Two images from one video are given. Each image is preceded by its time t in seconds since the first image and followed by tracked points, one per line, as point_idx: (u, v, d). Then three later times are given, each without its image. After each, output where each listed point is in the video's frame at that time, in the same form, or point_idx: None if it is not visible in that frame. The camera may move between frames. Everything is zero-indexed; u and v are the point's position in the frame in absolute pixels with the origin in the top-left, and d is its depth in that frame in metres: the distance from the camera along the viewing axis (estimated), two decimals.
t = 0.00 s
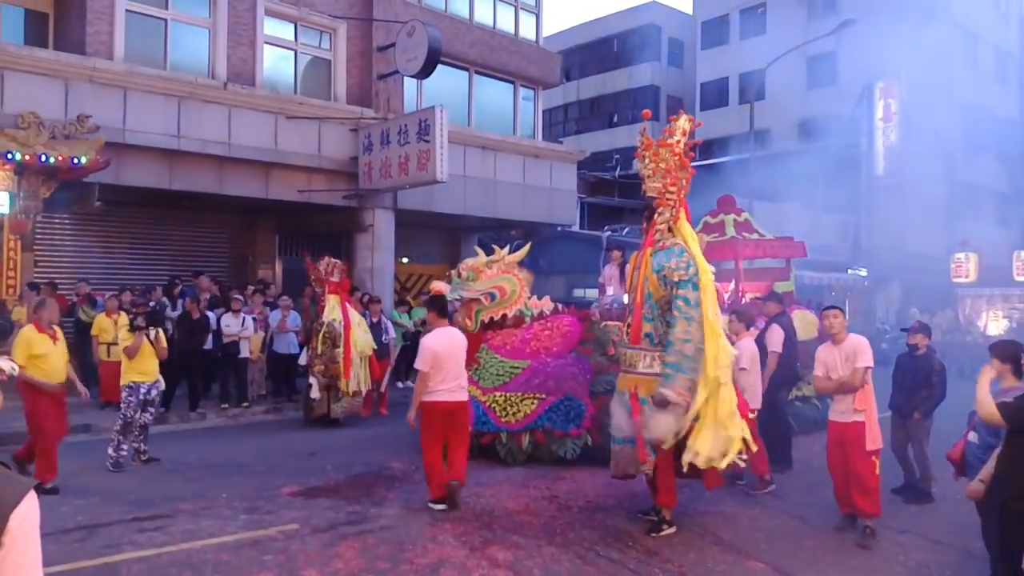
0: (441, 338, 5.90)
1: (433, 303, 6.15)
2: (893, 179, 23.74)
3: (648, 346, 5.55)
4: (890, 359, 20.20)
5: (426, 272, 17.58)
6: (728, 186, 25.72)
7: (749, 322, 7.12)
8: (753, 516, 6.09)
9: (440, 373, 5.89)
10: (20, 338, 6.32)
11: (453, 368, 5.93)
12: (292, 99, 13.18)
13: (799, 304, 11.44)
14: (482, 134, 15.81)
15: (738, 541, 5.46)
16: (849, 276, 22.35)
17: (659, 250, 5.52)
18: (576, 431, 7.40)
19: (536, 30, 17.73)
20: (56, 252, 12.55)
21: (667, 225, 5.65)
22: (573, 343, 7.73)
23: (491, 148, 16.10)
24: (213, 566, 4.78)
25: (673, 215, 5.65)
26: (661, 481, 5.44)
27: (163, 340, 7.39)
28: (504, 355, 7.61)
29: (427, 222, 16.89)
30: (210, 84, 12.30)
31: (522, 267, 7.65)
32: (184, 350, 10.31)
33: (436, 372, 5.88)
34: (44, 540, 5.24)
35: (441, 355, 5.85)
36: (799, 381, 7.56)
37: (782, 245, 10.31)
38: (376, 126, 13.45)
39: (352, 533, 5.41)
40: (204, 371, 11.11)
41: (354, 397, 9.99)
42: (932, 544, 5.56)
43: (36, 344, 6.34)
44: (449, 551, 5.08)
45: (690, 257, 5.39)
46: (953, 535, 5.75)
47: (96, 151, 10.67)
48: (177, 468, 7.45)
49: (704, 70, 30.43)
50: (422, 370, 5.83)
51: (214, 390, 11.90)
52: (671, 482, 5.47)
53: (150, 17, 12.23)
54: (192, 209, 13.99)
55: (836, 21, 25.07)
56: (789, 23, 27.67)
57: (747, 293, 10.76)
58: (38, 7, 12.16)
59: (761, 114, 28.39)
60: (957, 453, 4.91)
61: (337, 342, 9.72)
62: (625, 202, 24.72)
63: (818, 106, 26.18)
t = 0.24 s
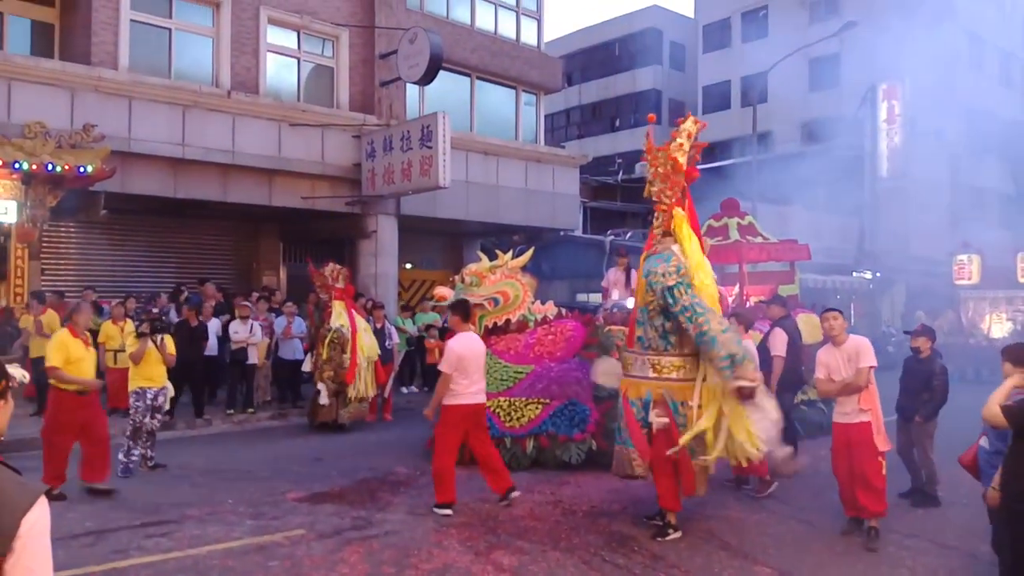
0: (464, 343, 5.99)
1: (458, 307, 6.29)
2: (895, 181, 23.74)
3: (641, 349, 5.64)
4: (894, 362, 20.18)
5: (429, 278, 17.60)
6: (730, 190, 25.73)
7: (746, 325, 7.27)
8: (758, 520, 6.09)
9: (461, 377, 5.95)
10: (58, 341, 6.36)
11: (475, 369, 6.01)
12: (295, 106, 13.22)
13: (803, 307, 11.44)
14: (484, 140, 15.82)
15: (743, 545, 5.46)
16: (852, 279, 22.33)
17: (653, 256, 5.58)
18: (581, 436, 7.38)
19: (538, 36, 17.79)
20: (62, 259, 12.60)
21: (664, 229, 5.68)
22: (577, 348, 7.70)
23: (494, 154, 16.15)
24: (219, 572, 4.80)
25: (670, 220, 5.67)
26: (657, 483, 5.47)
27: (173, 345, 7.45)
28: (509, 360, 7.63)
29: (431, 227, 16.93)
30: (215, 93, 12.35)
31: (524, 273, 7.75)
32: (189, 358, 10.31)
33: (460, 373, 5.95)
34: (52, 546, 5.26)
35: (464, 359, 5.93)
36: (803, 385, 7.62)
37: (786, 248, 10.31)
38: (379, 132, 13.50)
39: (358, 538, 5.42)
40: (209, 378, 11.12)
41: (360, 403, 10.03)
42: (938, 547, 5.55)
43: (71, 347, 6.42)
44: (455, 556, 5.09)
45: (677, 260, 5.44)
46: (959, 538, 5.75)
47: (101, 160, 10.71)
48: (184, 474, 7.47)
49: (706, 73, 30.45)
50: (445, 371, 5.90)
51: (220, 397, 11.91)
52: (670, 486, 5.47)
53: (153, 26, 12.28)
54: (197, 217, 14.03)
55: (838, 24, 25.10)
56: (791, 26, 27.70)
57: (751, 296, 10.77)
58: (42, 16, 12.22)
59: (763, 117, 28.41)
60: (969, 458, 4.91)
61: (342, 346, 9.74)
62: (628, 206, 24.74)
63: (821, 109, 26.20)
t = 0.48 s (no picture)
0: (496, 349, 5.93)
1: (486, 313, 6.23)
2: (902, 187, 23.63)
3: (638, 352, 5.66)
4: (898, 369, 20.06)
5: (436, 281, 17.58)
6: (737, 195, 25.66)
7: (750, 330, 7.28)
8: (763, 525, 6.05)
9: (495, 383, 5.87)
10: (98, 344, 6.18)
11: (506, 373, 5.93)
12: (301, 108, 13.25)
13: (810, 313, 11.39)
14: (491, 143, 15.83)
15: (748, 551, 5.43)
16: (858, 286, 22.24)
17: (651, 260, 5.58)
18: (586, 440, 7.33)
19: (545, 40, 17.78)
20: (67, 261, 12.63)
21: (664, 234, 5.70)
22: (583, 353, 7.68)
23: (500, 157, 16.14)
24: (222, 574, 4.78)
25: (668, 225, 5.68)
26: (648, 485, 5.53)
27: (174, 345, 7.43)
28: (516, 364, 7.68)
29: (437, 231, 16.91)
30: (220, 94, 12.37)
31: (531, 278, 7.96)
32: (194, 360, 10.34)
33: (500, 378, 5.89)
34: (55, 548, 5.26)
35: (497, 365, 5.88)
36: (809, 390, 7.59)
37: (793, 254, 10.27)
38: (385, 135, 13.51)
39: (362, 541, 5.40)
40: (213, 380, 11.13)
41: (372, 406, 10.08)
42: (943, 553, 5.51)
43: (112, 351, 6.24)
44: (458, 559, 5.07)
45: (669, 267, 5.43)
46: (964, 545, 5.70)
47: (106, 160, 10.72)
48: (187, 476, 7.47)
49: (714, 78, 30.36)
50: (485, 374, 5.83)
51: (224, 399, 11.92)
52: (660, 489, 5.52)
53: (160, 26, 12.31)
54: (203, 219, 14.06)
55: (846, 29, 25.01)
56: (799, 31, 27.62)
57: (757, 302, 10.74)
58: (49, 17, 12.26)
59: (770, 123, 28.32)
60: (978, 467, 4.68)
61: (354, 350, 9.76)
62: (634, 211, 24.71)
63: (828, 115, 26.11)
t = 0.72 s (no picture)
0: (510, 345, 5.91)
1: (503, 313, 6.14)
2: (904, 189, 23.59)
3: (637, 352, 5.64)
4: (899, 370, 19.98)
5: (438, 282, 17.59)
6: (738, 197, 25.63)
7: (752, 330, 7.13)
8: (764, 526, 6.05)
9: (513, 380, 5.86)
10: (131, 343, 6.21)
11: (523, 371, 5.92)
12: (304, 110, 13.27)
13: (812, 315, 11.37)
14: (493, 144, 15.84)
15: (749, 551, 5.43)
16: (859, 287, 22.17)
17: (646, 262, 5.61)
18: (587, 442, 7.31)
19: (548, 42, 17.78)
20: (69, 262, 12.65)
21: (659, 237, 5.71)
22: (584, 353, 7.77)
23: (502, 159, 16.14)
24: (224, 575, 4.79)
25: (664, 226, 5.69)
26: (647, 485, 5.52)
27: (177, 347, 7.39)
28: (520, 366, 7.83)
29: (438, 232, 16.91)
30: (223, 95, 12.40)
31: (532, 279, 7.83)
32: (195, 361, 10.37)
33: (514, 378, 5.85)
34: (57, 548, 5.27)
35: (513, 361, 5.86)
36: (810, 392, 7.59)
37: (795, 256, 10.27)
38: (387, 136, 13.52)
39: (364, 542, 5.41)
40: (215, 381, 11.15)
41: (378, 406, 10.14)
42: (943, 554, 5.50)
43: (144, 350, 6.27)
44: (460, 560, 5.07)
45: (664, 267, 5.44)
46: (965, 546, 5.70)
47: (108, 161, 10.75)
48: (190, 477, 7.47)
49: (716, 80, 30.30)
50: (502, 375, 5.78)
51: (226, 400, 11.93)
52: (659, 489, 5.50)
53: (163, 28, 12.34)
54: (205, 220, 14.08)
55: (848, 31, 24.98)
56: (802, 32, 27.59)
57: (758, 303, 10.74)
58: (52, 18, 12.29)
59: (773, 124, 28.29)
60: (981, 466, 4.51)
61: (364, 351, 9.87)
62: (636, 212, 24.70)
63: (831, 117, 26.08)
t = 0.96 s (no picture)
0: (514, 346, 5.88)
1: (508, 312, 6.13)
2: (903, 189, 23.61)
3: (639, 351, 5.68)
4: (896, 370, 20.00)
5: (437, 281, 17.59)
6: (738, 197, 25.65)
7: (750, 329, 7.15)
8: (762, 524, 6.06)
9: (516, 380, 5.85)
10: (164, 346, 6.16)
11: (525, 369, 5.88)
12: (302, 107, 13.25)
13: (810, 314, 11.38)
14: (493, 143, 15.85)
15: (746, 549, 5.44)
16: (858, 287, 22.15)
17: (648, 260, 5.73)
18: (586, 440, 7.34)
19: (547, 40, 17.79)
20: (67, 260, 12.64)
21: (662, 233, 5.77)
22: (583, 352, 7.74)
23: (501, 157, 16.16)
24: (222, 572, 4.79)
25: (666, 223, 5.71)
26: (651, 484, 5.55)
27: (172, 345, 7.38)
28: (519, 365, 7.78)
29: (438, 231, 16.92)
30: (221, 93, 12.39)
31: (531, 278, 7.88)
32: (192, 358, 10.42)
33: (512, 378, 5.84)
34: (54, 547, 5.26)
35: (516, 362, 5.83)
36: (808, 391, 7.60)
37: (793, 255, 10.28)
38: (386, 135, 13.53)
39: (362, 540, 5.41)
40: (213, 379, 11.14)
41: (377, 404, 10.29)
42: (940, 552, 5.51)
43: (178, 353, 6.23)
44: (458, 558, 5.08)
45: (667, 265, 5.55)
46: (961, 544, 5.71)
47: (106, 159, 10.72)
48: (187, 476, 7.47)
49: (716, 80, 30.22)
50: (500, 379, 5.81)
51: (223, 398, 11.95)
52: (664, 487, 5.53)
53: (161, 25, 12.33)
54: (203, 219, 14.08)
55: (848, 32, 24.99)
56: (802, 33, 27.61)
57: (756, 303, 10.75)
58: (50, 15, 12.28)
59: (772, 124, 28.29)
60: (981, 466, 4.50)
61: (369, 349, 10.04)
62: (635, 212, 24.71)
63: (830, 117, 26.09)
